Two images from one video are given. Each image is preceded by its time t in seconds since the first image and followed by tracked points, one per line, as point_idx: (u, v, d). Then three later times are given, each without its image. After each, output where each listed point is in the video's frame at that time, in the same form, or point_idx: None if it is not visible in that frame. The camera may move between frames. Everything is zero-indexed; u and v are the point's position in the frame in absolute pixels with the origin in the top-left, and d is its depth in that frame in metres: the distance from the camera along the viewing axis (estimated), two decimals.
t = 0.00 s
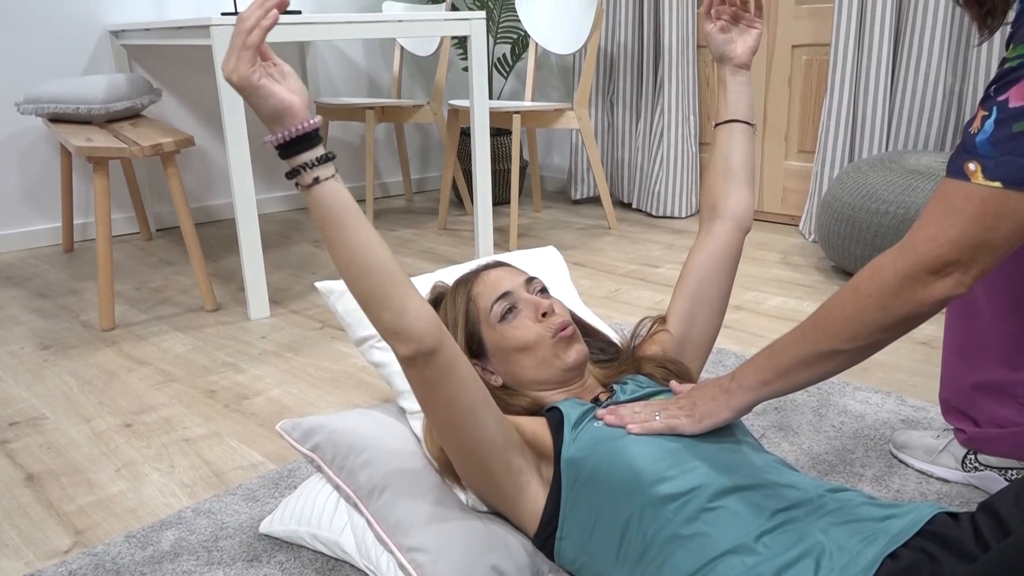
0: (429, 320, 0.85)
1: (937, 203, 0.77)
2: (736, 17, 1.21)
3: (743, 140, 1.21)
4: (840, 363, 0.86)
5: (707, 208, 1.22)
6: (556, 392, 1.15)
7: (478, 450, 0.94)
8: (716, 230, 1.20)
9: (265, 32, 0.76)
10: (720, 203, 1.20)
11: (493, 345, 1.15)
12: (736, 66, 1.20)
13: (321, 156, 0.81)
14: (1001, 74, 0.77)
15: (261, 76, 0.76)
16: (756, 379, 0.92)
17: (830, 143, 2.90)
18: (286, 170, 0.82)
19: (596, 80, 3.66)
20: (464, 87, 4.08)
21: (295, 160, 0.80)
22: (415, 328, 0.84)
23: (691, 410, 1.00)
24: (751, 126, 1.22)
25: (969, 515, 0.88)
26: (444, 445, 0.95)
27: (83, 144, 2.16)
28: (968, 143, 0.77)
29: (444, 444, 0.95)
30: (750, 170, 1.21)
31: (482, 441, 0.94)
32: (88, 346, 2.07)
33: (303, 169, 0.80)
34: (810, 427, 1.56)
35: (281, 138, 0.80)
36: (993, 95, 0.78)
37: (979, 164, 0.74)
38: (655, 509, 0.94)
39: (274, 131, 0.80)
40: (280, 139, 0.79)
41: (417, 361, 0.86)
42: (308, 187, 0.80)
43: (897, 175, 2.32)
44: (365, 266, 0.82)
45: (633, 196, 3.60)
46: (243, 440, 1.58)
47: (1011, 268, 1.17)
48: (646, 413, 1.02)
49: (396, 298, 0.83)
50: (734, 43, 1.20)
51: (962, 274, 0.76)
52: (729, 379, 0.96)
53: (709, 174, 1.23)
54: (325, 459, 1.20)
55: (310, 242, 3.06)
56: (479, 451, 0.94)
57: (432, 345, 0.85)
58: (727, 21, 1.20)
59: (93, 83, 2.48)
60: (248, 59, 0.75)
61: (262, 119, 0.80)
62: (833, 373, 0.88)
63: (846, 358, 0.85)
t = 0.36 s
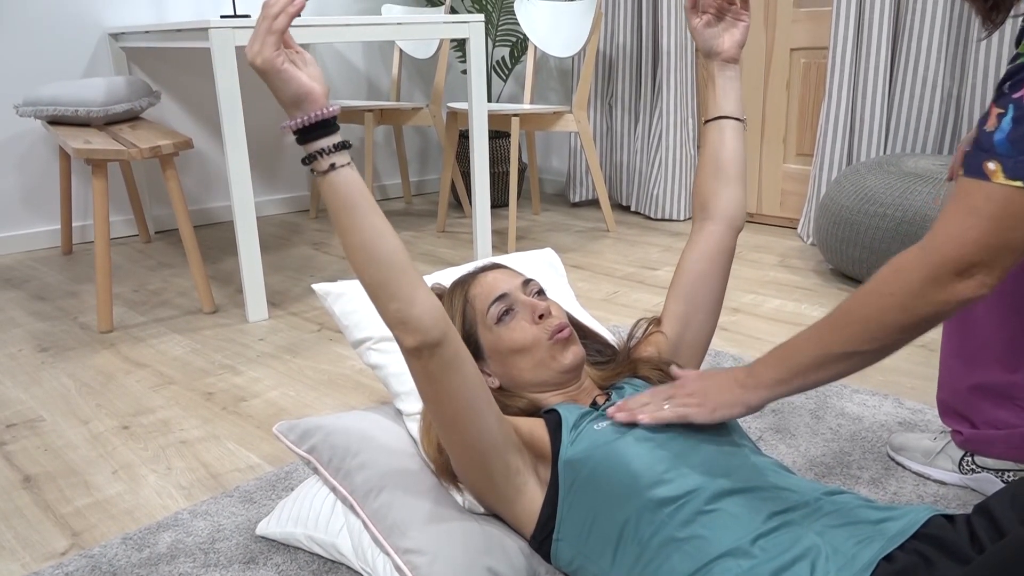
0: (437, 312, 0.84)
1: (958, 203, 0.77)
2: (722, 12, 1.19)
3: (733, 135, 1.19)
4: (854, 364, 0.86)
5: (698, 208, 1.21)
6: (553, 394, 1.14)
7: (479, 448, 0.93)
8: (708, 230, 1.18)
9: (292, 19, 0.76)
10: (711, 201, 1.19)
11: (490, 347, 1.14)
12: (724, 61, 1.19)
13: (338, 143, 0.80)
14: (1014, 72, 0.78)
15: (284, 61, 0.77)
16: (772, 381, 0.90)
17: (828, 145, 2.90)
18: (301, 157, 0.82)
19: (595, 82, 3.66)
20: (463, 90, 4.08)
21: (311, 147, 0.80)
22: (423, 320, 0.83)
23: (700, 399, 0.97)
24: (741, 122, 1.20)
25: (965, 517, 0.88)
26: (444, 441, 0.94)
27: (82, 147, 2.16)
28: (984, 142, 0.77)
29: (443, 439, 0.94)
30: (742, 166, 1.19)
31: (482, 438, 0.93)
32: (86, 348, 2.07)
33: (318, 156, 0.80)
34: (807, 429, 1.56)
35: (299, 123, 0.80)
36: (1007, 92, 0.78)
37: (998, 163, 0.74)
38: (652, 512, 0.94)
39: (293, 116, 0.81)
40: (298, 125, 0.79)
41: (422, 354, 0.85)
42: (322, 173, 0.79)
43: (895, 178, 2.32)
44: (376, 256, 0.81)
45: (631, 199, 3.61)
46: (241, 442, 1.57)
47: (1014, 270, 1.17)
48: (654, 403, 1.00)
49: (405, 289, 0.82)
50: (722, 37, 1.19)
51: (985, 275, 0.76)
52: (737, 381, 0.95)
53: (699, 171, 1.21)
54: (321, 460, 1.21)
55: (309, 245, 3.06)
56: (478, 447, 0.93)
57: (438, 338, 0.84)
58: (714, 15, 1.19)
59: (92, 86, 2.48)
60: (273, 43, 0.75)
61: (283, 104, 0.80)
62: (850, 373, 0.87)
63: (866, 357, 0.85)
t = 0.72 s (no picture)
0: (450, 300, 0.84)
1: None
2: (703, 4, 1.17)
3: (722, 131, 1.17)
4: None
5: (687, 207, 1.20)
6: (552, 395, 1.13)
7: (480, 444, 0.93)
8: (699, 229, 1.18)
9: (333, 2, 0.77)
10: (702, 200, 1.18)
11: (488, 348, 1.12)
12: (708, 54, 1.17)
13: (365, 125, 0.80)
14: None
15: (321, 41, 0.77)
16: (938, 380, 0.74)
17: (827, 146, 2.90)
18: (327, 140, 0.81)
19: (593, 83, 3.66)
20: (462, 92, 4.09)
21: (338, 130, 0.80)
22: (436, 307, 0.82)
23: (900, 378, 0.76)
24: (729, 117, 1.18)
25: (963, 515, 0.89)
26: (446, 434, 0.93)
27: (80, 149, 2.16)
28: None
29: (447, 432, 0.93)
30: (729, 162, 1.18)
31: (486, 432, 0.92)
32: (85, 351, 2.07)
33: (344, 138, 0.79)
34: (806, 429, 1.56)
35: (328, 104, 0.79)
36: None
37: None
38: (652, 513, 0.94)
39: (322, 98, 0.80)
40: (327, 106, 0.79)
41: (433, 342, 0.84)
42: (348, 153, 0.78)
43: (894, 179, 2.33)
44: (393, 240, 0.80)
45: (630, 199, 3.61)
46: (240, 444, 1.57)
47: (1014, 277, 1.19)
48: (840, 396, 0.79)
49: (419, 275, 0.81)
50: (705, 30, 1.16)
51: None
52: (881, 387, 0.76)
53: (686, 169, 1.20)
54: (320, 462, 1.21)
55: (308, 246, 3.06)
56: (483, 441, 0.93)
57: (449, 327, 0.83)
58: (694, 9, 1.16)
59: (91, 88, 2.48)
60: (312, 23, 0.76)
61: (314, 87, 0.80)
62: (1004, 371, 0.75)
63: None
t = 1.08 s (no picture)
0: (459, 295, 0.84)
1: None
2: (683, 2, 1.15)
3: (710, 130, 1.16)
4: None
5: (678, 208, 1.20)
6: (550, 399, 1.12)
7: (483, 443, 0.92)
8: (691, 230, 1.18)
9: None
10: (693, 202, 1.18)
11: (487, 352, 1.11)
12: (691, 54, 1.15)
13: (385, 118, 0.80)
14: None
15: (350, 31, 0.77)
16: None
17: (826, 150, 2.91)
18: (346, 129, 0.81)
19: (593, 86, 3.67)
20: (462, 95, 4.09)
21: (359, 122, 0.80)
22: (447, 302, 0.82)
23: None
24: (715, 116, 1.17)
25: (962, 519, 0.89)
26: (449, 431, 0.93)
27: (80, 152, 2.16)
28: None
29: (449, 429, 0.93)
30: (718, 162, 1.17)
31: (490, 431, 0.92)
32: (84, 354, 2.07)
33: (364, 130, 0.80)
34: (805, 433, 1.56)
35: (352, 94, 0.80)
36: None
37: None
38: (651, 517, 0.94)
39: (345, 89, 0.81)
40: (350, 96, 0.79)
41: (442, 336, 0.84)
42: (369, 144, 0.79)
43: (894, 182, 2.33)
44: (407, 233, 0.80)
45: (630, 202, 3.61)
46: (239, 447, 1.57)
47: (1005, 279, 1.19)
48: None
49: (431, 269, 0.81)
50: (687, 30, 1.15)
51: None
52: None
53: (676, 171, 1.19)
54: (319, 465, 1.21)
55: (308, 249, 3.06)
56: (486, 440, 0.92)
57: (458, 322, 0.83)
58: (673, 9, 1.15)
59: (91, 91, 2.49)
60: (343, 15, 0.76)
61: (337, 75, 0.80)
62: None
63: None
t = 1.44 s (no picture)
0: (467, 299, 0.85)
1: None
2: (667, 10, 1.17)
3: (696, 137, 1.17)
4: None
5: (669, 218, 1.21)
6: (549, 410, 1.13)
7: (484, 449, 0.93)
8: (681, 239, 1.19)
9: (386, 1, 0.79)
10: (683, 211, 1.19)
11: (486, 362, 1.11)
12: (677, 61, 1.16)
13: (400, 121, 0.82)
14: None
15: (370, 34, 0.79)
16: None
17: (824, 160, 2.92)
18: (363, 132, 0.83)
19: (592, 95, 3.69)
20: (462, 104, 4.11)
21: (375, 124, 0.82)
22: (454, 304, 0.83)
23: None
24: (703, 122, 1.18)
25: (959, 531, 0.89)
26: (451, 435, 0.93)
27: (81, 161, 2.17)
28: None
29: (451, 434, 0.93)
30: (708, 168, 1.18)
31: (492, 436, 0.92)
32: (84, 362, 2.07)
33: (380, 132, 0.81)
34: (804, 443, 1.56)
35: (368, 97, 0.82)
36: None
37: None
38: (651, 528, 0.95)
39: (363, 92, 0.83)
40: (368, 99, 0.82)
41: (448, 338, 0.85)
42: (382, 145, 0.81)
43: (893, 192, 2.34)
44: (417, 236, 0.82)
45: (629, 212, 3.62)
46: (238, 457, 1.58)
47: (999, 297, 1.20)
48: None
49: (440, 272, 0.82)
50: (671, 38, 1.16)
51: None
52: None
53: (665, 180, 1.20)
54: (318, 475, 1.22)
55: (308, 258, 3.06)
56: (488, 447, 0.92)
57: (463, 325, 0.84)
58: (658, 17, 1.16)
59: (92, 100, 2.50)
60: (362, 20, 0.78)
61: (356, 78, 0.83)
62: None
63: None
